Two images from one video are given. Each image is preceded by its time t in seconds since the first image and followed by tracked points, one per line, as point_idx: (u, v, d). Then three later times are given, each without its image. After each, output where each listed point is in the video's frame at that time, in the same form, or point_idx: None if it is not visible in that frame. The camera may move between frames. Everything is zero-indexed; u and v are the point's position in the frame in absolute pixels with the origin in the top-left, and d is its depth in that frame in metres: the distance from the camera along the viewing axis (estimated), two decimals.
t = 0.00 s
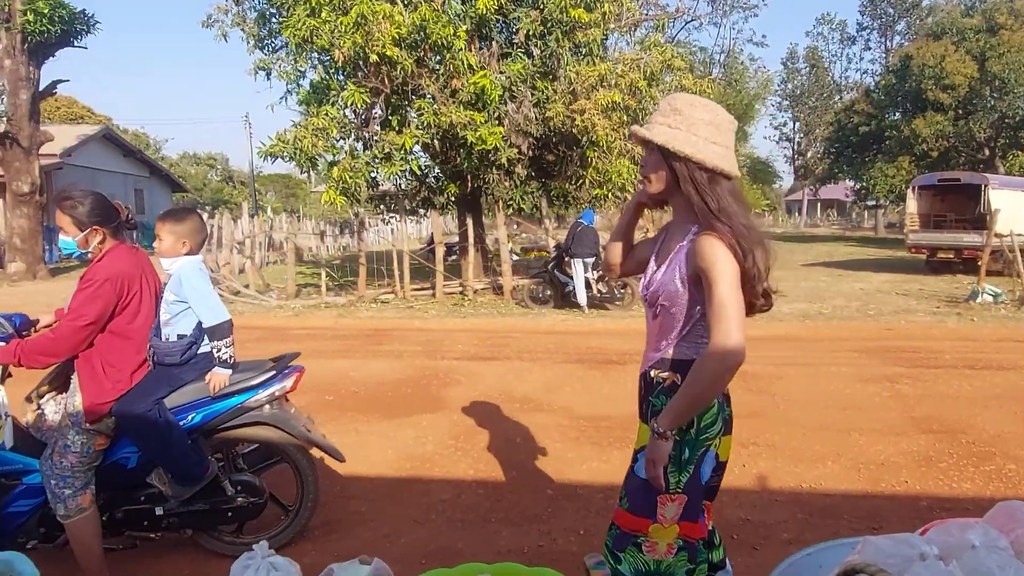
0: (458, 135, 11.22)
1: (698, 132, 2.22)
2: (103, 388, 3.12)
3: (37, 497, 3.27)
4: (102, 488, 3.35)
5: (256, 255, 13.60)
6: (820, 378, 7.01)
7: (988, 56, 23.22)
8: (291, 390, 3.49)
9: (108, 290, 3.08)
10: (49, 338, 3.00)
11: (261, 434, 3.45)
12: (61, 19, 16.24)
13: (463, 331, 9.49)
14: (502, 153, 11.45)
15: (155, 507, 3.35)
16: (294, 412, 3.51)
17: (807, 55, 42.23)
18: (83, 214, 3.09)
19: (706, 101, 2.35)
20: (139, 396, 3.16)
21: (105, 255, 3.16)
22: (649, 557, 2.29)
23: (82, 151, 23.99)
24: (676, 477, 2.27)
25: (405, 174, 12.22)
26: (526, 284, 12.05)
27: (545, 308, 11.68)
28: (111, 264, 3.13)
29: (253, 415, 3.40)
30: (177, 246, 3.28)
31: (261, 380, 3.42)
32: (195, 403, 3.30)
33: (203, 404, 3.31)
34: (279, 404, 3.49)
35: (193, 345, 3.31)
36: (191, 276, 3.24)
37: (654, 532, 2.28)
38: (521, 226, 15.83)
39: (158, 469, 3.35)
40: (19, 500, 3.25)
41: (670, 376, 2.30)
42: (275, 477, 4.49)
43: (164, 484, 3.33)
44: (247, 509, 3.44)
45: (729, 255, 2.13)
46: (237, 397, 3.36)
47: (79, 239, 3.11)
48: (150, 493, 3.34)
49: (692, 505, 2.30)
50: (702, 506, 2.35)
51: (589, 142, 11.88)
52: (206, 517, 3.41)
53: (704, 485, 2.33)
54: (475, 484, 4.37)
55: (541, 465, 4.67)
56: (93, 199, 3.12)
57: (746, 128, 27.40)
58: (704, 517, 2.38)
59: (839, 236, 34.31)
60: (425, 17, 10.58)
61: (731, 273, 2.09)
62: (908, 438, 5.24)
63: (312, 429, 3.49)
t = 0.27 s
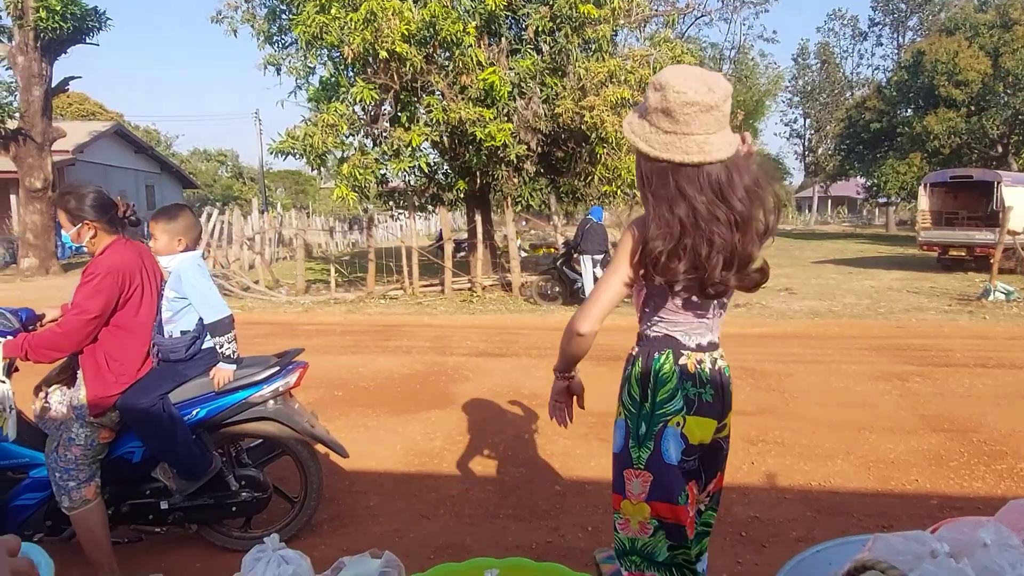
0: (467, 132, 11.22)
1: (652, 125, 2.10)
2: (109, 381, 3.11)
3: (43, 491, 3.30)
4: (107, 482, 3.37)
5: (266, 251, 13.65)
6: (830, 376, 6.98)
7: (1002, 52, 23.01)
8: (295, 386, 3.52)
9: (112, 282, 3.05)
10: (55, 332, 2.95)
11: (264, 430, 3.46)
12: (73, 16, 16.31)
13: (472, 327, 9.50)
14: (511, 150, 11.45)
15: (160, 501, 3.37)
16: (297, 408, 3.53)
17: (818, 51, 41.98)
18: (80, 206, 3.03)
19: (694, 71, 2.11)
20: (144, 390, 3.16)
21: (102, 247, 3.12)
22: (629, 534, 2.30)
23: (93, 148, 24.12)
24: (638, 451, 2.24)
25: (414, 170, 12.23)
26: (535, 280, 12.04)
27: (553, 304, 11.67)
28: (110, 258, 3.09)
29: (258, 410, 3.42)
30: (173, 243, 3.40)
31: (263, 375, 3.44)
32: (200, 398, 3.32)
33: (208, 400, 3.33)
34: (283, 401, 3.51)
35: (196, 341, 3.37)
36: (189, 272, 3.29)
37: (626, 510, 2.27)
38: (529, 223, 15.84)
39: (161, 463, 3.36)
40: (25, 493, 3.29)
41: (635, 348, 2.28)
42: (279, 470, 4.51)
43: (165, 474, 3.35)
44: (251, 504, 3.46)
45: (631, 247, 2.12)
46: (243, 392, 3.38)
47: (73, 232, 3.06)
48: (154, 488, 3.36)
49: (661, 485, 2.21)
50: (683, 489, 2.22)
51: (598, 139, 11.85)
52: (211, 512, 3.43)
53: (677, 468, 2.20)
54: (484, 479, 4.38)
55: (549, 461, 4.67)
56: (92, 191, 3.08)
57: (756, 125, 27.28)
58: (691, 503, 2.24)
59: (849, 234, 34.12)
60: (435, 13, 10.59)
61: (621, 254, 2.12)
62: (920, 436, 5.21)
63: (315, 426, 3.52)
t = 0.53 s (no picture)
0: (474, 127, 11.21)
1: (668, 151, 2.05)
2: (115, 371, 3.11)
3: (51, 483, 3.33)
4: (113, 475, 3.38)
5: (273, 246, 13.68)
6: (837, 372, 6.96)
7: (1013, 47, 22.81)
8: (299, 380, 3.53)
9: (116, 273, 3.06)
10: (62, 323, 2.98)
11: (269, 424, 3.47)
12: (82, 12, 16.35)
13: (479, 323, 9.51)
14: (518, 145, 11.43)
15: (166, 494, 3.39)
16: (302, 402, 3.55)
17: (827, 46, 41.73)
18: (89, 197, 3.07)
19: (706, 102, 2.08)
20: (149, 382, 3.16)
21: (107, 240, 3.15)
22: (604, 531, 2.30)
23: (102, 143, 24.20)
24: (625, 454, 2.22)
25: (421, 166, 12.23)
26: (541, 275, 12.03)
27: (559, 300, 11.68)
28: (115, 250, 3.11)
29: (263, 404, 3.43)
30: (179, 239, 3.46)
31: (268, 370, 3.45)
32: (206, 391, 3.33)
33: (213, 393, 3.34)
34: (287, 395, 3.52)
35: (201, 335, 3.43)
36: (195, 267, 3.36)
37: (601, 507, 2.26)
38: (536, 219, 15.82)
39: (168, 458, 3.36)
40: (34, 485, 3.31)
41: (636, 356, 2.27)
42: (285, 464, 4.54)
43: (171, 467, 3.35)
44: (255, 498, 3.47)
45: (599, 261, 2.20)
46: (248, 386, 3.40)
47: (80, 224, 3.11)
48: (161, 480, 3.38)
49: (641, 492, 2.19)
50: (658, 502, 2.20)
51: (605, 134, 11.82)
52: (216, 505, 3.45)
53: (653, 478, 2.18)
54: (490, 474, 4.39)
55: (555, 456, 4.67)
56: (103, 184, 3.11)
57: (765, 121, 27.17)
58: (662, 516, 2.23)
59: (857, 230, 33.96)
60: (442, 8, 10.57)
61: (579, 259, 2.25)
62: (927, 433, 5.20)
63: (320, 421, 3.53)
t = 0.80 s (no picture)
0: (483, 120, 11.19)
1: (703, 123, 2.14)
2: (124, 356, 3.14)
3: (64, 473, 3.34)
4: (125, 466, 3.41)
5: (283, 240, 13.72)
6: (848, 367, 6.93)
7: None
8: (310, 371, 3.53)
9: (128, 259, 3.09)
10: (77, 308, 3.01)
11: (279, 416, 3.49)
12: (93, 6, 16.40)
13: (488, 316, 9.52)
14: (527, 138, 11.41)
15: (178, 484, 3.41)
16: (312, 394, 3.55)
17: (839, 38, 41.36)
18: (107, 187, 3.10)
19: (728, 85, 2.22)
20: (160, 373, 3.21)
21: (123, 229, 3.16)
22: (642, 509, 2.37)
23: (114, 137, 24.31)
24: (653, 432, 2.33)
25: (430, 159, 12.21)
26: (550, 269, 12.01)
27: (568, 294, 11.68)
28: (129, 238, 3.13)
29: (273, 395, 3.44)
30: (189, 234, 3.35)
31: (279, 361, 3.46)
32: (218, 381, 3.35)
33: (224, 384, 3.36)
34: (298, 386, 3.53)
35: (212, 328, 3.40)
36: (202, 261, 3.27)
37: (640, 486, 2.35)
38: (544, 213, 15.80)
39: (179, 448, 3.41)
40: (47, 475, 3.32)
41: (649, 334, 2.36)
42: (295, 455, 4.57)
43: (184, 458, 3.39)
44: (266, 488, 3.49)
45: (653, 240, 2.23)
46: (258, 377, 3.41)
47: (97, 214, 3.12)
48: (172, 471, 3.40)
49: (675, 462, 2.29)
50: (697, 471, 2.30)
51: (615, 128, 11.77)
52: (227, 495, 3.46)
53: (690, 450, 2.29)
54: (498, 467, 4.40)
55: (564, 450, 4.67)
56: (120, 176, 3.15)
57: (776, 114, 27.00)
58: (704, 485, 2.32)
59: (868, 224, 33.72)
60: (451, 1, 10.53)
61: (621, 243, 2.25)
62: (939, 429, 5.16)
63: (330, 412, 3.54)
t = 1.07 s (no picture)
0: (495, 111, 11.16)
1: (731, 138, 2.17)
2: (141, 342, 3.18)
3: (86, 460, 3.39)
4: (145, 453, 3.44)
5: (295, 231, 13.76)
6: (862, 359, 6.89)
7: None
8: (325, 360, 3.56)
9: (148, 246, 3.13)
10: (101, 292, 3.03)
11: (295, 404, 3.53)
12: None
13: (501, 308, 9.52)
14: (539, 129, 11.37)
15: (196, 471, 3.45)
16: (328, 382, 3.58)
17: (855, 26, 40.86)
18: (130, 177, 3.14)
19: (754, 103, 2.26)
20: (180, 361, 3.23)
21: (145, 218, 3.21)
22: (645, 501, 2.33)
23: (128, 129, 24.44)
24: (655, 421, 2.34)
25: (441, 151, 12.19)
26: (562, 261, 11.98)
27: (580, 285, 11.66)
28: (148, 226, 3.18)
29: (290, 383, 3.48)
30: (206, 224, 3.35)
31: (295, 350, 3.49)
32: (235, 370, 3.38)
33: (242, 372, 3.39)
34: (314, 374, 3.57)
35: (230, 317, 3.40)
36: (221, 252, 3.28)
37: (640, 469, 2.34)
38: (556, 204, 15.76)
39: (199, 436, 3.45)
40: (71, 461, 3.37)
41: (667, 331, 2.39)
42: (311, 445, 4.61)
43: (203, 446, 3.44)
44: (282, 477, 3.52)
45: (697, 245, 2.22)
46: (275, 365, 3.44)
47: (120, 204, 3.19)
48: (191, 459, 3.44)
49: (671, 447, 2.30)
50: (691, 455, 2.30)
51: (627, 118, 11.72)
52: (245, 483, 3.50)
53: (687, 440, 2.29)
54: (512, 458, 4.41)
55: (577, 441, 4.68)
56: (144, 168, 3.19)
57: (790, 103, 26.76)
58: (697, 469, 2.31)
59: (884, 215, 33.38)
60: None
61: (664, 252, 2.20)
62: (954, 421, 5.13)
63: (344, 401, 3.56)
